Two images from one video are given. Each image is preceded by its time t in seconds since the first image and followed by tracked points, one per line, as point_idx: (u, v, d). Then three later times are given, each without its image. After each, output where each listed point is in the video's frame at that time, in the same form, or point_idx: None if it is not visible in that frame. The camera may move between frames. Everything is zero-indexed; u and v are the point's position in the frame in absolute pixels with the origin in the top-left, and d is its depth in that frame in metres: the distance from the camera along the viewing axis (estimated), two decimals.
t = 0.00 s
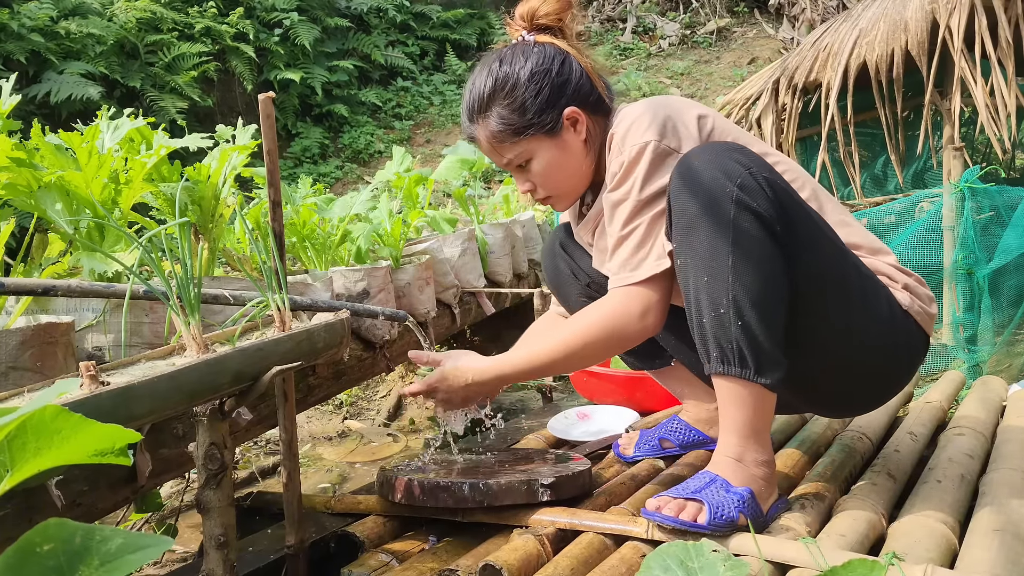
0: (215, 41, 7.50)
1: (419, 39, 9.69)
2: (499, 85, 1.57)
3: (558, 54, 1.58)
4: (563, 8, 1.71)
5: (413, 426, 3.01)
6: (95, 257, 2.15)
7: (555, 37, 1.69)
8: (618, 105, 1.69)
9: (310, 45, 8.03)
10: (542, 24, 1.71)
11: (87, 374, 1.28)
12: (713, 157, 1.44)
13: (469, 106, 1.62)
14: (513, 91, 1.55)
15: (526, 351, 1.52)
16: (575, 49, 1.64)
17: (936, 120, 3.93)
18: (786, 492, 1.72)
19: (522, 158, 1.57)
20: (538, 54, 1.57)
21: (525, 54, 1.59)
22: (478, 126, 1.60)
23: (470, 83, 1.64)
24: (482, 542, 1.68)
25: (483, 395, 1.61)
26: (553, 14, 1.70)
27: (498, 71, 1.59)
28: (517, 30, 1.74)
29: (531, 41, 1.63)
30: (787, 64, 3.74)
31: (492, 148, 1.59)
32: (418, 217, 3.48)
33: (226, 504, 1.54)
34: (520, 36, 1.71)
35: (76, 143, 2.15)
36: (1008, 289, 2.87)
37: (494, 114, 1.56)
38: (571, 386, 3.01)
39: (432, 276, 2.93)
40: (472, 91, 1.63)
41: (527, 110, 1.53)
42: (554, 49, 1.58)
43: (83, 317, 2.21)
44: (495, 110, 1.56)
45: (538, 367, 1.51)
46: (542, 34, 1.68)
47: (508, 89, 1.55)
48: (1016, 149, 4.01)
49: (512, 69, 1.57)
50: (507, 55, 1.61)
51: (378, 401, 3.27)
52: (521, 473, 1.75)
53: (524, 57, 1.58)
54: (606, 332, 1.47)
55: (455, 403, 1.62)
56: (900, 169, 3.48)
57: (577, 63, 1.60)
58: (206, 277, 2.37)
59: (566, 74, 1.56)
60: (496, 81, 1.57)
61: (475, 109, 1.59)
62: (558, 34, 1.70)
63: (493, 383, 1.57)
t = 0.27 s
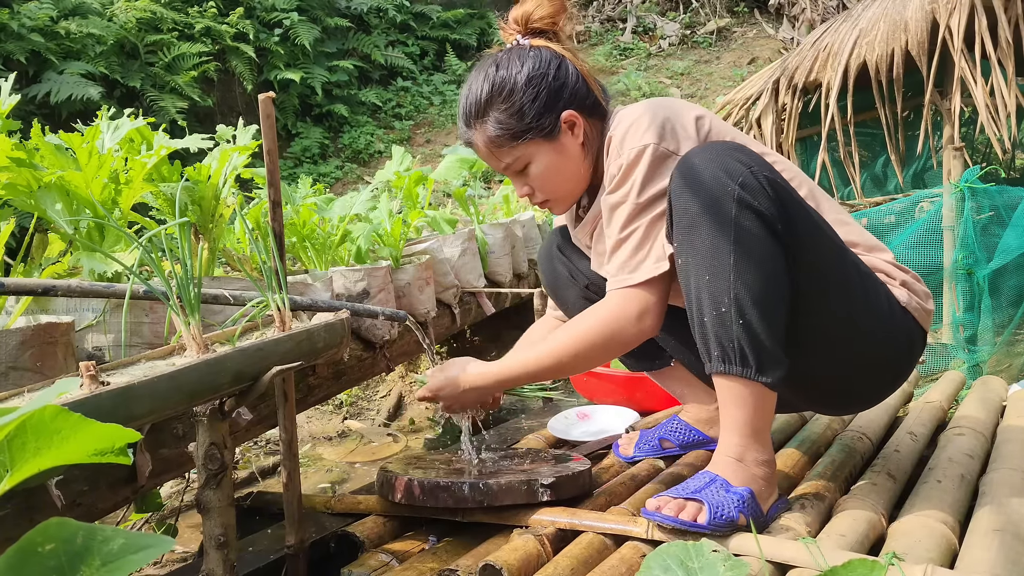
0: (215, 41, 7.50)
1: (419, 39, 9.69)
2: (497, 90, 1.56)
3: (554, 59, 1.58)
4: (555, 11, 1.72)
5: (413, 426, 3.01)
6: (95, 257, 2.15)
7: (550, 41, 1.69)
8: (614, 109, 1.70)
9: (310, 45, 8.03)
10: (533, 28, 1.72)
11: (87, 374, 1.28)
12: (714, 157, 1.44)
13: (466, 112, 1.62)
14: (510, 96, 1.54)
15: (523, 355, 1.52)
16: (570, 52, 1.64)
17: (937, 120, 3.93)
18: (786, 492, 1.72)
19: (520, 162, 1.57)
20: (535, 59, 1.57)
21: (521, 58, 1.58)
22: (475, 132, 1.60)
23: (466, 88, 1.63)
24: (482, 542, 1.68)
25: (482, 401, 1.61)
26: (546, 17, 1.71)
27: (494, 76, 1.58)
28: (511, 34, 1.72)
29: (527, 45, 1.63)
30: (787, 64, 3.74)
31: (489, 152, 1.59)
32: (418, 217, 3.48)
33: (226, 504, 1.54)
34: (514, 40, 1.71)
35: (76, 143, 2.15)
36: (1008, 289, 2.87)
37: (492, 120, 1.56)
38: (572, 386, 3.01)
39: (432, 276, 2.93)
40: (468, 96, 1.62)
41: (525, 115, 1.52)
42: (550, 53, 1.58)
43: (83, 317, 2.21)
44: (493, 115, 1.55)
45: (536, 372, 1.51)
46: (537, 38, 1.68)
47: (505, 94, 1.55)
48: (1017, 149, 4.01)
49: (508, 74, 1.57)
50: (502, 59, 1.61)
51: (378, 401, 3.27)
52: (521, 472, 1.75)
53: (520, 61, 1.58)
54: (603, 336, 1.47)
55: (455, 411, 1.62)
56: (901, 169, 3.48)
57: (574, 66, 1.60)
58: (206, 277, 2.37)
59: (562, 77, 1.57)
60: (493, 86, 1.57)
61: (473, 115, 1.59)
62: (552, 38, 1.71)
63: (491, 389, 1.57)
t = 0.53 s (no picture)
0: (215, 41, 7.50)
1: (419, 39, 9.69)
2: (492, 96, 1.55)
3: (548, 62, 1.57)
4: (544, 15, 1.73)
5: (413, 426, 3.01)
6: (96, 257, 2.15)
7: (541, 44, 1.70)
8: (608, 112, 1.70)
9: (310, 45, 8.03)
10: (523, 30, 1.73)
11: (87, 374, 1.28)
12: (717, 155, 1.44)
13: (461, 118, 1.61)
14: (506, 103, 1.54)
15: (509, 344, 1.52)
16: (563, 54, 1.64)
17: (937, 120, 3.93)
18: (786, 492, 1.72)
19: (518, 168, 1.57)
20: (529, 63, 1.56)
21: (515, 63, 1.57)
22: (472, 138, 1.59)
23: (460, 94, 1.62)
24: (482, 542, 1.68)
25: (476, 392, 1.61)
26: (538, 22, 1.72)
27: (489, 82, 1.57)
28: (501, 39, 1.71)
29: (519, 49, 1.62)
30: (787, 64, 3.74)
31: (486, 159, 1.59)
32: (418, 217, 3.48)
33: (226, 504, 1.54)
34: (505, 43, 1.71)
35: (76, 143, 2.15)
36: (1008, 288, 2.87)
37: (488, 126, 1.55)
38: (572, 386, 3.01)
39: (432, 276, 2.93)
40: (464, 102, 1.62)
41: (522, 121, 1.52)
42: (543, 57, 1.58)
43: (82, 317, 2.21)
44: (489, 122, 1.55)
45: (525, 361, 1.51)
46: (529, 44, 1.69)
47: (500, 99, 1.54)
48: (1017, 149, 4.01)
49: (503, 79, 1.56)
50: (494, 64, 1.60)
51: (378, 401, 3.27)
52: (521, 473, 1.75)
53: (513, 66, 1.57)
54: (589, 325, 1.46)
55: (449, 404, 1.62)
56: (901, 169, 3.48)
57: (567, 69, 1.59)
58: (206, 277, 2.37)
59: (557, 81, 1.56)
60: (488, 92, 1.56)
61: (469, 121, 1.58)
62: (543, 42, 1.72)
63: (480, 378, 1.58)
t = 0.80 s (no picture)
0: (215, 41, 7.50)
1: (419, 39, 9.68)
2: (504, 91, 1.55)
3: (551, 60, 1.60)
4: (535, 16, 1.76)
5: (413, 426, 3.01)
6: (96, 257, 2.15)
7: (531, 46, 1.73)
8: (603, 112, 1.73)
9: (310, 45, 8.03)
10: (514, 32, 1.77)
11: (87, 374, 1.28)
12: (732, 149, 1.46)
13: (471, 117, 1.58)
14: (519, 96, 1.53)
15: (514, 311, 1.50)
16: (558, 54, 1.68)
17: (937, 120, 3.93)
18: (786, 492, 1.72)
19: (533, 162, 1.56)
20: (535, 60, 1.59)
21: (520, 60, 1.59)
22: (485, 136, 1.56)
23: (466, 95, 1.61)
24: (482, 541, 1.68)
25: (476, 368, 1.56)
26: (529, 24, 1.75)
27: (498, 79, 1.57)
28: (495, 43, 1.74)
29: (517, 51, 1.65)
30: (787, 64, 3.74)
31: (502, 155, 1.56)
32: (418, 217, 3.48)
33: (226, 504, 1.54)
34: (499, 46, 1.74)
35: (76, 143, 2.15)
36: (1008, 288, 2.87)
37: (504, 120, 1.53)
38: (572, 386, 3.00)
39: (432, 276, 2.92)
40: (469, 101, 1.60)
41: (539, 112, 1.53)
42: (545, 54, 1.61)
43: (82, 317, 2.21)
44: (504, 116, 1.53)
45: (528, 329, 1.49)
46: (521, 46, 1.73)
47: (514, 93, 1.54)
48: (1017, 149, 4.00)
49: (513, 74, 1.56)
50: (496, 64, 1.60)
51: (378, 401, 3.27)
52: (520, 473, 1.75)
53: (519, 63, 1.58)
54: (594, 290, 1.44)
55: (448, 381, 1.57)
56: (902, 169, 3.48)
57: (568, 67, 1.63)
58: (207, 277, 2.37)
59: (562, 77, 1.59)
60: (500, 88, 1.56)
61: (481, 118, 1.56)
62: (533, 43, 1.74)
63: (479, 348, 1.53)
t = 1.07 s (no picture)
0: (215, 42, 7.49)
1: (419, 39, 9.68)
2: (522, 79, 1.57)
3: (559, 57, 1.65)
4: (533, 15, 1.79)
5: (413, 426, 3.01)
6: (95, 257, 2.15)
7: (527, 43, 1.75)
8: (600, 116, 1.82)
9: (310, 45, 8.02)
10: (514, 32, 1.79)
11: (87, 374, 1.28)
12: (773, 138, 1.53)
13: (487, 104, 1.57)
14: (539, 84, 1.56)
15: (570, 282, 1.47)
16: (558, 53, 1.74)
17: (937, 120, 3.93)
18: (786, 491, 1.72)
19: (551, 149, 1.58)
20: (545, 54, 1.63)
21: (532, 54, 1.62)
22: (503, 121, 1.55)
23: (479, 85, 1.61)
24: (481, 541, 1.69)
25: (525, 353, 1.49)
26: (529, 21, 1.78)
27: (514, 69, 1.59)
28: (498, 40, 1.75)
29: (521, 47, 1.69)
30: (787, 64, 3.75)
31: (521, 141, 1.55)
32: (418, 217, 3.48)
33: (226, 504, 1.54)
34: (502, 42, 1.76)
35: (76, 143, 2.15)
36: (1007, 289, 2.87)
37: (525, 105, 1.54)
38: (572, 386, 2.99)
39: (432, 276, 2.93)
40: (485, 90, 1.59)
41: (557, 100, 1.56)
42: (553, 50, 1.66)
43: (82, 317, 2.21)
44: (528, 100, 1.54)
45: (586, 298, 1.46)
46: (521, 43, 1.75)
47: (533, 81, 1.56)
48: (1017, 149, 4.00)
49: (528, 66, 1.60)
50: (506, 57, 1.63)
51: (378, 401, 3.27)
52: (557, 481, 1.68)
53: (532, 56, 1.61)
54: (654, 249, 1.45)
55: (496, 371, 1.49)
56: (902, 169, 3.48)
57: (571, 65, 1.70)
58: (207, 277, 2.37)
59: (571, 73, 1.65)
60: (518, 76, 1.58)
61: (500, 103, 1.55)
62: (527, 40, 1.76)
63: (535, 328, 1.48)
